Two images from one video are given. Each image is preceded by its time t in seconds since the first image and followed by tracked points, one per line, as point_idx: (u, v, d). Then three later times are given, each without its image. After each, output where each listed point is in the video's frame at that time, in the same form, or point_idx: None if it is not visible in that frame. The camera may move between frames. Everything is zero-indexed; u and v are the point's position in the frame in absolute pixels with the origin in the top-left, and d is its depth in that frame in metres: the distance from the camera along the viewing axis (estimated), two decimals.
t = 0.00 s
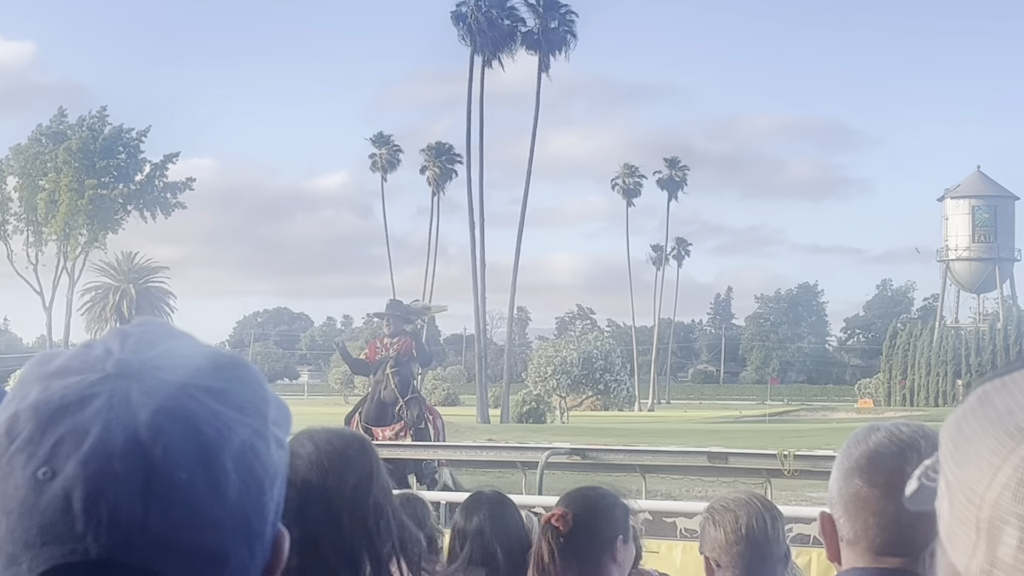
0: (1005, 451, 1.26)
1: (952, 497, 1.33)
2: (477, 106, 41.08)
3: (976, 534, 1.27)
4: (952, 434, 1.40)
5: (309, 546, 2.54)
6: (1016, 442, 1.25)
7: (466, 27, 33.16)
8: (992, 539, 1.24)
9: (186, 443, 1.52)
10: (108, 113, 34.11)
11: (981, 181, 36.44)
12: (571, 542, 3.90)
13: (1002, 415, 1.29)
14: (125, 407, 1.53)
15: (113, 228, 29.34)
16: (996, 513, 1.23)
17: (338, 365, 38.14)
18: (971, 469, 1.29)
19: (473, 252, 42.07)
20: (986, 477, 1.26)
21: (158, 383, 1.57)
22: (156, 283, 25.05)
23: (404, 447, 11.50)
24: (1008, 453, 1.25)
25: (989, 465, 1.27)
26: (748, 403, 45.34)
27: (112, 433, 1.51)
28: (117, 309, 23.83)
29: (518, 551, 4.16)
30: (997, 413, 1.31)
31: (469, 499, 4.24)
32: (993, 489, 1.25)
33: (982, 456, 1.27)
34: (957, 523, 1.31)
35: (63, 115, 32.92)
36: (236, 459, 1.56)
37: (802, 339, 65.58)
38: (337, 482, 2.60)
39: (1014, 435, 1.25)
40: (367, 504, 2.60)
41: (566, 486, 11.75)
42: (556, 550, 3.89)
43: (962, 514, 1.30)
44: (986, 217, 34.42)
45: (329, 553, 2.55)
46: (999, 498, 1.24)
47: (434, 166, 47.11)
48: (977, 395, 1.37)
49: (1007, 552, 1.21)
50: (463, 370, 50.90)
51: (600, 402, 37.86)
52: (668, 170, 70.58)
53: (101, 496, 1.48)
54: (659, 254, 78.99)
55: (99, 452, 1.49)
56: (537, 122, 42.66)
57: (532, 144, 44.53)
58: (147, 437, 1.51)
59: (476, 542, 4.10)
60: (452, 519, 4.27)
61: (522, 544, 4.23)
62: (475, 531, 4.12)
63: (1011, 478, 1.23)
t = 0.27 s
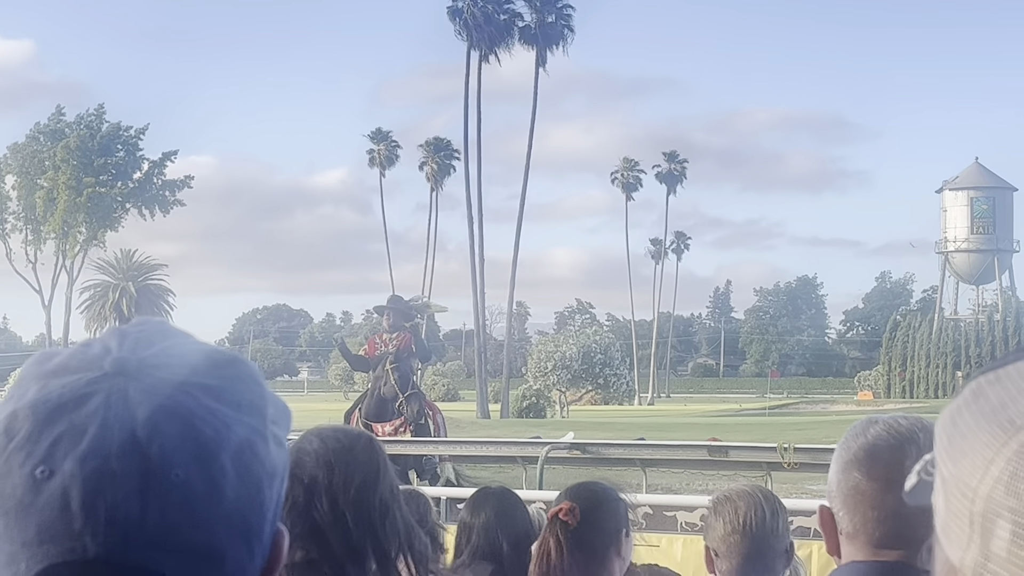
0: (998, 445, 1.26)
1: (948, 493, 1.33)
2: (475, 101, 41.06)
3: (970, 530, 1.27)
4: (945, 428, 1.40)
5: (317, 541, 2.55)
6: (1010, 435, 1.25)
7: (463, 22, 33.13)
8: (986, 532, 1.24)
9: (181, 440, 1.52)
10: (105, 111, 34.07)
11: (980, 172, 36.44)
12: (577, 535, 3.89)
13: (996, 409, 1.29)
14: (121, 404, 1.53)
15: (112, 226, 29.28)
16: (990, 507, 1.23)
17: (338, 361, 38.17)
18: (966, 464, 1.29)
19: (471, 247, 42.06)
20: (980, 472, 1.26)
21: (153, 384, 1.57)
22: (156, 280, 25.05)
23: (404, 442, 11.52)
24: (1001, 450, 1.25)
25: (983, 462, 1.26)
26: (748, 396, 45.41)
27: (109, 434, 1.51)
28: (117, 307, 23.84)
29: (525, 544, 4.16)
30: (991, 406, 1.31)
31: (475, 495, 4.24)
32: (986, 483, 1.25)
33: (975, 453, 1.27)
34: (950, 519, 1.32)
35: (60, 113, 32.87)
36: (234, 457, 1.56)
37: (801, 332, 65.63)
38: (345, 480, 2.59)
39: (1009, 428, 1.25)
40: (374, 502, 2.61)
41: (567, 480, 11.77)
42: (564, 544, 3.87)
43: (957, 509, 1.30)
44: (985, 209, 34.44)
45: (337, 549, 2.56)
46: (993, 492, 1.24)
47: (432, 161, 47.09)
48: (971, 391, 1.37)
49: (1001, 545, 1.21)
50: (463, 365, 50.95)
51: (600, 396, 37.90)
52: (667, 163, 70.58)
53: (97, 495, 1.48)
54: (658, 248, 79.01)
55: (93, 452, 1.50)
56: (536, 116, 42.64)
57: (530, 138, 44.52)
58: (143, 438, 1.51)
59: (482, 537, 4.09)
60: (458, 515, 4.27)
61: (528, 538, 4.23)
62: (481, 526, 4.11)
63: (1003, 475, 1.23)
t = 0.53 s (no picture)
0: (998, 436, 1.26)
1: (948, 483, 1.33)
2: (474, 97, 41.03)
3: (969, 521, 1.27)
4: (943, 420, 1.41)
5: (322, 538, 2.56)
6: (1010, 427, 1.25)
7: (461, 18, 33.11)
8: (986, 522, 1.24)
9: (184, 437, 1.52)
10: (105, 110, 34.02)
11: (980, 164, 36.43)
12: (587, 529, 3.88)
13: (997, 400, 1.29)
14: (125, 398, 1.54)
15: (112, 225, 29.23)
16: (990, 497, 1.24)
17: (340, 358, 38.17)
18: (965, 456, 1.29)
19: (472, 243, 42.04)
20: (979, 463, 1.27)
21: (157, 377, 1.57)
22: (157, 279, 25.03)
23: (407, 439, 11.52)
24: (1000, 441, 1.25)
25: (984, 453, 1.27)
26: (750, 391, 45.42)
27: (113, 429, 1.51)
28: (119, 306, 23.85)
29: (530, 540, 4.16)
30: (990, 398, 1.31)
31: (482, 492, 4.24)
32: (985, 473, 1.26)
33: (976, 443, 1.27)
34: (952, 508, 1.32)
35: (59, 113, 32.83)
36: (237, 451, 1.56)
37: (802, 326, 65.64)
38: (349, 477, 2.59)
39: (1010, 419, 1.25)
40: (378, 495, 2.61)
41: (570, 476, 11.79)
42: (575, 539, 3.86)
43: (958, 500, 1.30)
44: (985, 201, 34.43)
45: (342, 545, 2.56)
46: (993, 483, 1.24)
47: (432, 158, 47.05)
48: (971, 381, 1.37)
49: (1003, 536, 1.21)
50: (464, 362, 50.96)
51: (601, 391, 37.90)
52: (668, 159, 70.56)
53: (103, 490, 1.48)
54: (658, 243, 78.99)
55: (99, 448, 1.50)
56: (535, 112, 42.60)
57: (530, 134, 44.49)
58: (147, 433, 1.51)
59: (489, 534, 4.09)
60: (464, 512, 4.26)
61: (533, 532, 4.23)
62: (488, 523, 4.11)
63: (1004, 466, 1.24)
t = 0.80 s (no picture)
0: (998, 429, 1.26)
1: (948, 475, 1.34)
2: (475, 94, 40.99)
3: (971, 511, 1.28)
4: (946, 411, 1.41)
5: (324, 535, 2.56)
6: (1009, 419, 1.25)
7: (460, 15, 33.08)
8: (988, 516, 1.24)
9: (189, 433, 1.52)
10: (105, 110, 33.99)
11: (982, 158, 36.35)
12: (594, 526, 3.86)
13: (997, 391, 1.29)
14: (130, 395, 1.54)
15: (115, 224, 29.21)
16: (991, 489, 1.24)
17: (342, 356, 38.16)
18: (967, 446, 1.29)
19: (474, 241, 42.01)
20: (981, 454, 1.27)
21: (163, 373, 1.57)
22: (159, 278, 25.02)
23: (410, 436, 11.53)
24: (1003, 431, 1.25)
25: (985, 444, 1.27)
26: (753, 386, 45.41)
27: (119, 423, 1.52)
28: (121, 305, 23.85)
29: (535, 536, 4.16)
30: (992, 388, 1.31)
31: (487, 490, 4.23)
32: (987, 465, 1.25)
33: (976, 434, 1.27)
34: (955, 501, 1.32)
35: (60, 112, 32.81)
36: (243, 447, 1.57)
37: (805, 321, 65.60)
38: (350, 475, 2.60)
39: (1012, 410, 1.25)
40: (377, 494, 2.62)
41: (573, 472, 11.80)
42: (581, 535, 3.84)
43: (960, 493, 1.30)
44: (987, 194, 34.37)
45: (344, 543, 2.57)
46: (994, 474, 1.24)
47: (433, 155, 47.01)
48: (974, 372, 1.37)
49: (1002, 529, 1.21)
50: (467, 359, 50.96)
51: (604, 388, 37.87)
52: (669, 155, 70.47)
53: (108, 485, 1.49)
54: (660, 240, 78.92)
55: (104, 442, 1.50)
56: (536, 109, 42.54)
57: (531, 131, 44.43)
58: (152, 429, 1.51)
59: (494, 531, 4.08)
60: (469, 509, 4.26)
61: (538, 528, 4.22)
62: (493, 520, 4.10)
63: (1005, 456, 1.24)
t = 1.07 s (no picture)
0: (1001, 482, 1.25)
1: (951, 526, 1.34)
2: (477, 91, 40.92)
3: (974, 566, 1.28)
4: (948, 460, 1.40)
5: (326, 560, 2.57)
6: (1012, 471, 1.25)
7: (462, 12, 33.04)
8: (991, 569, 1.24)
9: (190, 485, 1.53)
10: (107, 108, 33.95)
11: (985, 152, 36.27)
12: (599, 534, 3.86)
13: (998, 444, 1.29)
14: (130, 447, 1.54)
15: (117, 223, 29.21)
16: (995, 545, 1.23)
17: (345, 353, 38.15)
18: (970, 498, 1.29)
19: (477, 238, 41.99)
20: (980, 508, 1.27)
21: (166, 426, 1.57)
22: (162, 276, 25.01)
23: (413, 436, 11.52)
24: (1006, 482, 1.25)
25: (990, 496, 1.26)
26: (756, 382, 45.38)
27: (119, 478, 1.51)
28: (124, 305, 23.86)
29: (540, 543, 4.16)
30: (991, 442, 1.31)
31: (491, 497, 4.24)
32: (989, 520, 1.25)
33: (978, 485, 1.27)
34: (955, 555, 1.32)
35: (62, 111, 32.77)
36: (243, 499, 1.57)
37: (808, 316, 65.51)
38: (350, 499, 2.60)
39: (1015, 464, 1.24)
40: (379, 517, 2.63)
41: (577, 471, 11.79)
42: (586, 543, 3.84)
43: (961, 544, 1.31)
44: (989, 188, 34.29)
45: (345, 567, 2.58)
46: (994, 529, 1.24)
47: (435, 153, 46.94)
48: (974, 424, 1.37)
49: None
50: (470, 356, 50.94)
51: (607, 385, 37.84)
52: (672, 150, 70.36)
53: (108, 541, 1.49)
54: (662, 235, 78.83)
55: (106, 495, 1.50)
56: (539, 105, 42.49)
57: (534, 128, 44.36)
58: (154, 484, 1.51)
59: (499, 539, 4.09)
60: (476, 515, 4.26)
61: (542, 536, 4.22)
62: (498, 528, 4.11)
63: (1007, 509, 1.24)
